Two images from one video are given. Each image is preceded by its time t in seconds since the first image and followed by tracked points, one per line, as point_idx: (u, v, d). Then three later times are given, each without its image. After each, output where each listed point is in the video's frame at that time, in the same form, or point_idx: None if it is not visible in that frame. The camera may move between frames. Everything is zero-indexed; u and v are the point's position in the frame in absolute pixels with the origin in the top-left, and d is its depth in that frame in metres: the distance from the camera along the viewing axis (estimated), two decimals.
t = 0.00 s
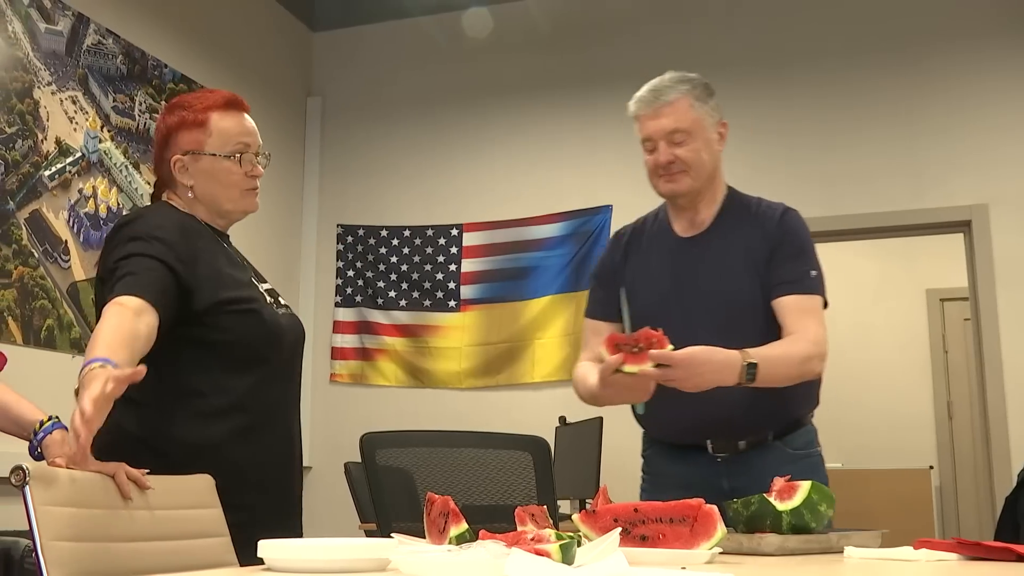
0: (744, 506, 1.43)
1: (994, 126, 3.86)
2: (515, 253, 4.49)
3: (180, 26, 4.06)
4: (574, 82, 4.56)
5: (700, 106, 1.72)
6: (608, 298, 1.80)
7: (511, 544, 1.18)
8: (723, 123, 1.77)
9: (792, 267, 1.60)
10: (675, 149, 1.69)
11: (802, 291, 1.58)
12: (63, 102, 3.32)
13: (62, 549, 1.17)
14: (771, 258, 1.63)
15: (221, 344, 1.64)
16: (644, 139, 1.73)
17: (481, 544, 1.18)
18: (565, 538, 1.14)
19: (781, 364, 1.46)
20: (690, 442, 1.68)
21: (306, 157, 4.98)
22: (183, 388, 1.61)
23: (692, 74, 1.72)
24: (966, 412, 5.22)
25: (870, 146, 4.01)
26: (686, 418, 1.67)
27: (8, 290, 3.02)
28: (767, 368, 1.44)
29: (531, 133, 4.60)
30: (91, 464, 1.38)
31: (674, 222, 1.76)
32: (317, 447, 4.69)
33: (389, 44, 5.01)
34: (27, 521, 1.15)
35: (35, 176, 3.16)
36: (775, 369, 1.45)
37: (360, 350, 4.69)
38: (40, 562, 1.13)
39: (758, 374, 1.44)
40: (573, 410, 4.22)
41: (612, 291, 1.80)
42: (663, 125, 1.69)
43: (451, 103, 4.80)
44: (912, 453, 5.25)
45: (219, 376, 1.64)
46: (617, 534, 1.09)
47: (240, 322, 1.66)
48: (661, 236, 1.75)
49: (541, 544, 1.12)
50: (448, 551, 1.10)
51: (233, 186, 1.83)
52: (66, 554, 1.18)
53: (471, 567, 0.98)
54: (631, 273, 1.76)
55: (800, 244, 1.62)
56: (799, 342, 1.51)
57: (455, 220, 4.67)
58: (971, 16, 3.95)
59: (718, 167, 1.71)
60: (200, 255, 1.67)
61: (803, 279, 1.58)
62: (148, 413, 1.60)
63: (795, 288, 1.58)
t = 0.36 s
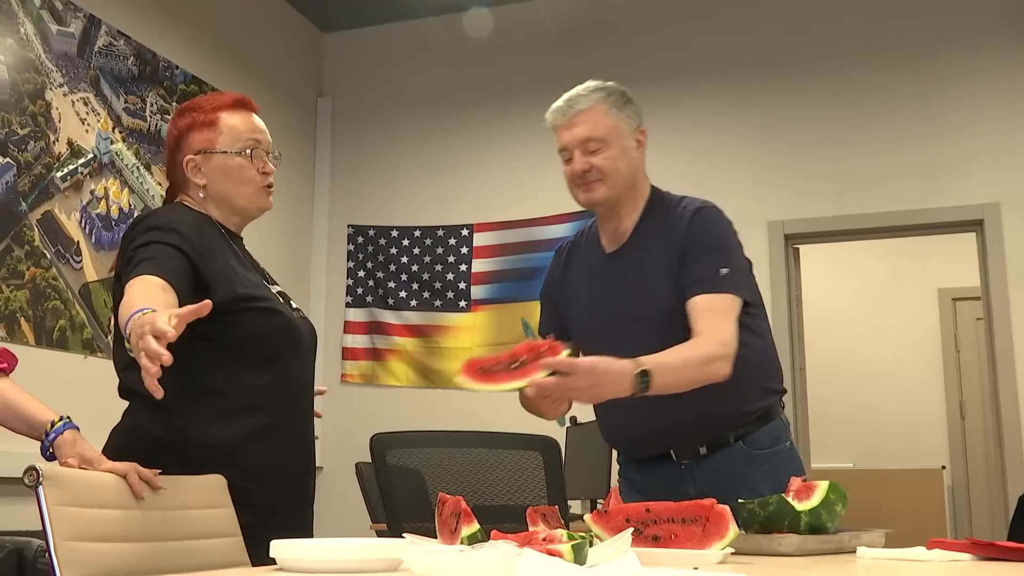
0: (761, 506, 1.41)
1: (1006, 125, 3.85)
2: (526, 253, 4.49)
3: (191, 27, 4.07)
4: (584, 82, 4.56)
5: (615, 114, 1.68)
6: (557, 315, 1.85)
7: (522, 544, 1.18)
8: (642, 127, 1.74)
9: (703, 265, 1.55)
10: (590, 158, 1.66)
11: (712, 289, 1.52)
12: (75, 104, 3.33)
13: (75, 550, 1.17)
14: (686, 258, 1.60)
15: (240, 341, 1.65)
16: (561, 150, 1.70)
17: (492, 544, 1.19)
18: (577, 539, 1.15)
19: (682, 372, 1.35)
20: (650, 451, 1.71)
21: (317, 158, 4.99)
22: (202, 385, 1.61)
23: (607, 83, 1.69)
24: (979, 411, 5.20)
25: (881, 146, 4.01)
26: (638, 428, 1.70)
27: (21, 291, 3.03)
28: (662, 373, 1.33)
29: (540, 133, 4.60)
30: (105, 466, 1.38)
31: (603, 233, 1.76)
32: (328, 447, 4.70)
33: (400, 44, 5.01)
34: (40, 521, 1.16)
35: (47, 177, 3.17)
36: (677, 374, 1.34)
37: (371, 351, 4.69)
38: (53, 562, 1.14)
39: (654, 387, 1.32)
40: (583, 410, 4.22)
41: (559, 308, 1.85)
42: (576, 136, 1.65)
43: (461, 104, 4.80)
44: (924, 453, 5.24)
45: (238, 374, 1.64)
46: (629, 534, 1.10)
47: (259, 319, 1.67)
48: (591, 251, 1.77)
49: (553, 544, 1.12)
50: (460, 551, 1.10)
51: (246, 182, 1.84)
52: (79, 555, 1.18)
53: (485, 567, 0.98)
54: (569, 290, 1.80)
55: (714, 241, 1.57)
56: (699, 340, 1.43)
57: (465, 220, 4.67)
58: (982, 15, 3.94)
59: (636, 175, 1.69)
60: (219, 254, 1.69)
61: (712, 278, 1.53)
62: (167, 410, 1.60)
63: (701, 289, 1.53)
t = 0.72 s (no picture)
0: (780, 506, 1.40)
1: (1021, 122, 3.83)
2: (538, 253, 4.48)
3: (204, 28, 4.08)
4: (596, 82, 4.55)
5: (563, 143, 1.75)
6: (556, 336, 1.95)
7: (538, 544, 1.19)
8: (594, 156, 1.81)
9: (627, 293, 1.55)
10: (541, 188, 1.74)
11: (633, 317, 1.50)
12: (89, 105, 3.34)
13: (93, 549, 1.18)
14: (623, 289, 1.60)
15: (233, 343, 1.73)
16: (513, 181, 1.78)
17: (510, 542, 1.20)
18: (593, 539, 1.15)
19: (587, 415, 1.34)
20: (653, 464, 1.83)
21: (329, 159, 4.99)
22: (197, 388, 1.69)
23: (556, 114, 1.77)
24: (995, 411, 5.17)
25: (895, 145, 3.99)
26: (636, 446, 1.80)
27: (37, 292, 3.04)
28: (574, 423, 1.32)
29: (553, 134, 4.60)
30: (122, 465, 1.39)
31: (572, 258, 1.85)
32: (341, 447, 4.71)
33: (412, 45, 5.01)
34: (57, 521, 1.17)
35: (62, 179, 3.18)
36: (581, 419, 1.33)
37: (385, 351, 4.70)
38: (71, 563, 1.15)
39: (570, 463, 1.28)
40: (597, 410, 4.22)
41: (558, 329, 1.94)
42: (524, 168, 1.74)
43: (474, 103, 4.80)
44: (939, 453, 5.22)
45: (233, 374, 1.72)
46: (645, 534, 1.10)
47: (252, 321, 1.74)
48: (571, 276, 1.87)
49: (570, 544, 1.12)
50: (477, 551, 1.10)
51: (260, 183, 1.88)
52: (96, 554, 1.19)
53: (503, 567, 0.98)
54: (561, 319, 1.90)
55: (637, 267, 1.56)
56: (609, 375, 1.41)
57: (478, 220, 4.67)
58: (997, 13, 3.92)
59: (588, 204, 1.77)
60: (216, 259, 1.76)
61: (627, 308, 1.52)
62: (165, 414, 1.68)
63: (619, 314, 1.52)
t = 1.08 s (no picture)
0: (789, 506, 1.39)
1: None
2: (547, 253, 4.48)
3: (212, 29, 4.09)
4: (604, 82, 4.55)
5: (555, 152, 1.71)
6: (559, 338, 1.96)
7: (546, 544, 1.19)
8: (588, 162, 1.78)
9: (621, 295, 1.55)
10: (537, 199, 1.71)
11: (629, 318, 1.51)
12: (98, 106, 3.35)
13: (101, 549, 1.18)
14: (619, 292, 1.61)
15: (224, 342, 1.76)
16: (507, 191, 1.75)
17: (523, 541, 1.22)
18: (601, 539, 1.15)
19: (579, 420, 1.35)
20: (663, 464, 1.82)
21: (338, 159, 4.99)
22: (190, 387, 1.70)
23: (548, 122, 1.72)
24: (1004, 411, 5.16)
25: (903, 145, 3.99)
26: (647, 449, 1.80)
27: (45, 292, 3.05)
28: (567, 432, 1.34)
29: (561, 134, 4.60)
30: (130, 466, 1.39)
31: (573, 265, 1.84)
32: (349, 447, 4.71)
33: (420, 45, 5.01)
34: (66, 522, 1.17)
35: (71, 179, 3.18)
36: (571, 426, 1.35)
37: (393, 351, 4.70)
38: (80, 564, 1.15)
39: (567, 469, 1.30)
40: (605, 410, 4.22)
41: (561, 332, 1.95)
42: (519, 179, 1.71)
43: (482, 103, 4.81)
44: (948, 453, 5.22)
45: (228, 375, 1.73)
46: (652, 536, 1.09)
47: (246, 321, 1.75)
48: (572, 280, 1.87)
49: (578, 544, 1.13)
50: (485, 551, 1.10)
51: (251, 175, 1.90)
52: (105, 555, 1.19)
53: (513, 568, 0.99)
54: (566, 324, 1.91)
55: (631, 268, 1.57)
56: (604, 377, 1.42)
57: (486, 220, 4.67)
58: (1006, 13, 3.92)
59: (585, 212, 1.75)
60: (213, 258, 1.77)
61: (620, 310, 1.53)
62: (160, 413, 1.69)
63: (615, 317, 1.53)
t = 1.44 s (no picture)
0: (791, 505, 1.40)
1: None
2: (548, 252, 4.48)
3: (215, 28, 4.09)
4: (606, 82, 4.56)
5: (597, 134, 1.76)
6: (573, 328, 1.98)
7: (549, 544, 1.19)
8: (627, 151, 1.83)
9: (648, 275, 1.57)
10: (575, 176, 1.74)
11: (654, 298, 1.52)
12: (100, 105, 3.34)
13: (104, 549, 1.18)
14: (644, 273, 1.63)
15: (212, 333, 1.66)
16: (545, 169, 1.78)
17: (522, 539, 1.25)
18: (604, 538, 1.15)
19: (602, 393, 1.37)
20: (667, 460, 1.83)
21: (340, 159, 5.00)
22: (169, 372, 1.63)
23: (593, 104, 1.78)
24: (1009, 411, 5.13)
25: (905, 144, 3.99)
26: (651, 441, 1.80)
27: (48, 292, 3.05)
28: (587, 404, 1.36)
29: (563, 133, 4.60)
30: (133, 466, 1.40)
31: (600, 252, 1.84)
32: (351, 447, 4.72)
33: (422, 44, 5.02)
34: (68, 520, 1.17)
35: (73, 178, 3.18)
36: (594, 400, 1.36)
37: (395, 350, 4.70)
38: (82, 563, 1.15)
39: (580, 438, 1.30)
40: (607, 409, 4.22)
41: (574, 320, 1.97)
42: (559, 155, 1.74)
43: (485, 103, 4.81)
44: (950, 452, 5.22)
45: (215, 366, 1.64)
46: (655, 535, 1.09)
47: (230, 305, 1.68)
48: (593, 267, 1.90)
49: (580, 544, 1.13)
50: (488, 551, 1.10)
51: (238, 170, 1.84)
52: (107, 553, 1.18)
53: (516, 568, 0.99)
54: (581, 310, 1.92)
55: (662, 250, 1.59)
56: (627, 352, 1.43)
57: (488, 220, 4.67)
58: (1009, 12, 3.92)
59: (620, 197, 1.78)
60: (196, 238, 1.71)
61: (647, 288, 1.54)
62: (138, 400, 1.62)
63: (641, 297, 1.54)
